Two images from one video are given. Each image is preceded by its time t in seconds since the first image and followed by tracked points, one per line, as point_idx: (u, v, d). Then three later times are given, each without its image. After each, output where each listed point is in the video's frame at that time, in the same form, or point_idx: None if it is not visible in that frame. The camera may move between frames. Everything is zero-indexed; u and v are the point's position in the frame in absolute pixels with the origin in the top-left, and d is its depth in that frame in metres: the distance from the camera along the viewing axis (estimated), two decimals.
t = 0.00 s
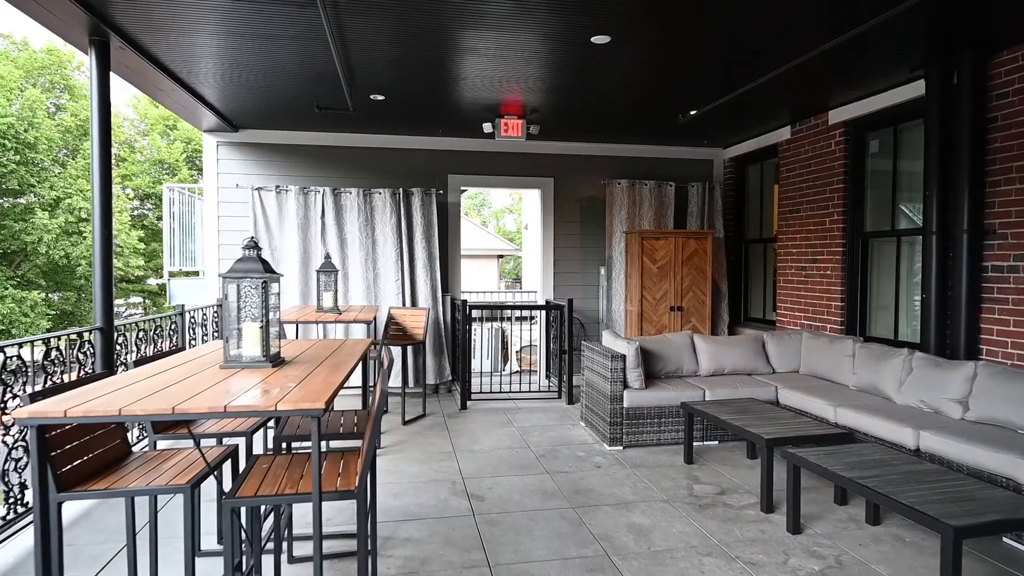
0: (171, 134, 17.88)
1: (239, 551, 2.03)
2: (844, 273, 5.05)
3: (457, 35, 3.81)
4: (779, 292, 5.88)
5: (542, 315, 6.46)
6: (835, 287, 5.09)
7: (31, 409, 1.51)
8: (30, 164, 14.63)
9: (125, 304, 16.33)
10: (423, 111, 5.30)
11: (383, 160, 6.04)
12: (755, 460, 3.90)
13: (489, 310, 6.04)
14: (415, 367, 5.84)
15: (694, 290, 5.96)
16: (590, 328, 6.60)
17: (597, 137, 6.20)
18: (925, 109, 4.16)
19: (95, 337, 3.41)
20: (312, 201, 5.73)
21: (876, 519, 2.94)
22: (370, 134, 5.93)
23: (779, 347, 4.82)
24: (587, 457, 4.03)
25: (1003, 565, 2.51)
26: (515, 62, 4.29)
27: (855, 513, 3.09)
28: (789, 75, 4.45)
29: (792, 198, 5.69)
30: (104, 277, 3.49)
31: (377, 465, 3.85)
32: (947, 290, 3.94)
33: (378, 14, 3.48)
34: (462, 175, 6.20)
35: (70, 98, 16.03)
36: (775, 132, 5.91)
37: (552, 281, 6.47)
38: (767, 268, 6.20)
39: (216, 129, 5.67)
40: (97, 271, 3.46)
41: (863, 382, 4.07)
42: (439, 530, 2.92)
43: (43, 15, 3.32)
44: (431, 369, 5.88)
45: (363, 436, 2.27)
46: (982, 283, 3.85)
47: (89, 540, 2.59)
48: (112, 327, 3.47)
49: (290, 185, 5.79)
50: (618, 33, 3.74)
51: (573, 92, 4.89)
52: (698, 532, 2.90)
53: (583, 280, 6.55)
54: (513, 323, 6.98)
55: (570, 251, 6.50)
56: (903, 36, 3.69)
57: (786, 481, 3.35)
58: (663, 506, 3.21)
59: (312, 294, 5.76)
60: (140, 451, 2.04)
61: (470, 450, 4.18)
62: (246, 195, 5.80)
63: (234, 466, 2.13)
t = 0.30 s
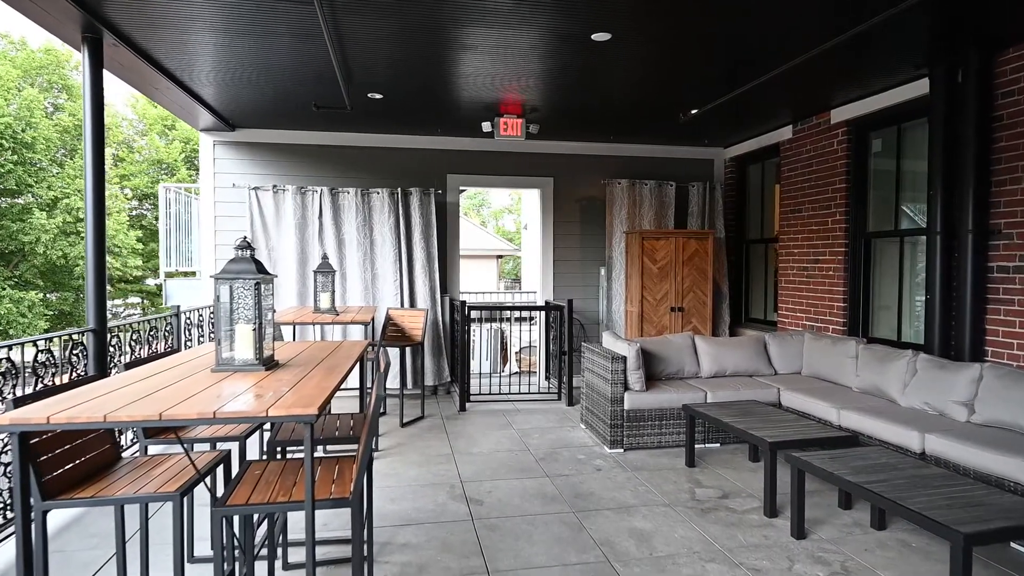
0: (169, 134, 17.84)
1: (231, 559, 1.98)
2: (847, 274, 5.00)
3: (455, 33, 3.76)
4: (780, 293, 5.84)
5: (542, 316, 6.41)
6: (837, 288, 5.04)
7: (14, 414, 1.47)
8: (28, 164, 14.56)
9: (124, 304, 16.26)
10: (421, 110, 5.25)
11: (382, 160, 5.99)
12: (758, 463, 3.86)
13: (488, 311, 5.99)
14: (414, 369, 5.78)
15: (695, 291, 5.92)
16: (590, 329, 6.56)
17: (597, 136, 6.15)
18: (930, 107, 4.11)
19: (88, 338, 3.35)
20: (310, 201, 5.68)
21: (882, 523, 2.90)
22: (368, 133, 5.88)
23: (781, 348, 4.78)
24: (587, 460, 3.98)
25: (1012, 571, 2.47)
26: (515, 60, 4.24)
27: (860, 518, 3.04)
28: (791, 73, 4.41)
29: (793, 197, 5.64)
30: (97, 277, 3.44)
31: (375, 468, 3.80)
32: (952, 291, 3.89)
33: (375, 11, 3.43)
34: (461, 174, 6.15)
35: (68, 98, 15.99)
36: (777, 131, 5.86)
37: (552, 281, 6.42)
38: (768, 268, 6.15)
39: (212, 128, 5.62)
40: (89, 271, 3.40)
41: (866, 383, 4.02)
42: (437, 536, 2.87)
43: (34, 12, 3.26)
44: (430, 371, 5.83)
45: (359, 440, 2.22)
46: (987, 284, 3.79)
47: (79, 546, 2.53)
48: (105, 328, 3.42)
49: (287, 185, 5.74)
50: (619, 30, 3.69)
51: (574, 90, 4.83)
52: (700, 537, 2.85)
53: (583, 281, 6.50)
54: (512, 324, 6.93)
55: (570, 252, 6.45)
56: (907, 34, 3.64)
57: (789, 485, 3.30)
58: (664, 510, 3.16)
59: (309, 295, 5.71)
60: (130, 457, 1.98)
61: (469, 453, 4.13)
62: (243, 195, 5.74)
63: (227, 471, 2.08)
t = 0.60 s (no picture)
0: (167, 134, 17.79)
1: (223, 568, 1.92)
2: (849, 273, 4.95)
3: (454, 29, 3.70)
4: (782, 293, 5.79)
5: (542, 316, 6.36)
6: (840, 288, 4.99)
7: None
8: (25, 163, 14.48)
9: (122, 304, 16.19)
10: (419, 108, 5.19)
11: (380, 159, 5.93)
12: (761, 465, 3.81)
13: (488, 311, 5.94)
14: (412, 370, 5.73)
15: (696, 291, 5.87)
16: (590, 330, 6.51)
17: (597, 135, 6.10)
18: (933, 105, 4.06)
19: (80, 340, 3.30)
20: (307, 201, 5.63)
21: (887, 528, 2.85)
22: (366, 132, 5.83)
23: (783, 349, 4.73)
24: (588, 463, 3.94)
25: None
26: (514, 57, 4.18)
27: (866, 522, 2.99)
28: (793, 71, 4.36)
29: (795, 197, 5.59)
30: (90, 278, 3.38)
31: (372, 471, 3.74)
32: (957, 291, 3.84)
33: (373, 7, 3.37)
34: (460, 174, 6.10)
35: (66, 97, 15.92)
36: (778, 129, 5.82)
37: (552, 281, 6.37)
38: (770, 268, 6.10)
39: (208, 127, 5.56)
40: (82, 271, 3.34)
41: (870, 385, 3.98)
42: (435, 541, 2.82)
43: (25, 8, 3.19)
44: (429, 372, 5.78)
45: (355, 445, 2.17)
46: (993, 285, 3.75)
47: (70, 552, 2.47)
48: (98, 329, 3.37)
49: (284, 184, 5.69)
50: (620, 27, 3.63)
51: (574, 88, 4.78)
52: (703, 542, 2.80)
53: (583, 281, 6.45)
54: (512, 324, 6.88)
55: (570, 252, 6.40)
56: (911, 31, 3.59)
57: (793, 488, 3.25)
58: (666, 515, 3.11)
59: (307, 295, 5.65)
60: (118, 463, 1.93)
61: (468, 456, 4.08)
62: (240, 194, 5.69)
63: (218, 476, 2.02)
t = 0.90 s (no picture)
0: (165, 134, 17.74)
1: None
2: (851, 274, 4.91)
3: (451, 26, 3.64)
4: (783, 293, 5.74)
5: (541, 316, 6.31)
6: (842, 288, 4.95)
7: None
8: (22, 162, 14.40)
9: (120, 304, 16.12)
10: (417, 106, 5.14)
11: (377, 158, 5.88)
12: (763, 468, 3.76)
13: (486, 312, 5.89)
14: (410, 371, 5.67)
15: (696, 291, 5.82)
16: (589, 330, 6.46)
17: (597, 134, 6.05)
18: (937, 104, 4.01)
19: (72, 341, 3.25)
20: (304, 200, 5.57)
21: (892, 533, 2.80)
22: (363, 131, 5.78)
23: (784, 350, 4.68)
24: (587, 465, 3.88)
25: None
26: (513, 55, 4.13)
27: (870, 526, 2.94)
28: (796, 70, 4.31)
29: (796, 196, 5.55)
30: (81, 278, 3.33)
31: (369, 474, 3.69)
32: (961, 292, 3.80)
33: (369, 3, 3.31)
34: (458, 173, 6.05)
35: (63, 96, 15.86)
36: (779, 128, 5.77)
37: (551, 281, 6.32)
38: (770, 268, 6.06)
39: (204, 126, 5.50)
40: (73, 272, 3.29)
41: (873, 386, 3.93)
42: (432, 546, 2.76)
43: (15, 3, 3.13)
44: (427, 372, 5.72)
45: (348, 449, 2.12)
46: (998, 285, 3.70)
47: (59, 559, 2.42)
48: (89, 331, 3.31)
49: (281, 183, 5.63)
50: (621, 23, 3.57)
51: (574, 86, 4.72)
52: (705, 547, 2.75)
53: (583, 281, 6.40)
54: (510, 324, 6.82)
55: (569, 252, 6.35)
56: (916, 29, 3.54)
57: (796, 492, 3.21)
58: (667, 519, 3.06)
59: (303, 295, 5.59)
60: (106, 469, 1.87)
61: (466, 458, 4.03)
62: (235, 193, 5.63)
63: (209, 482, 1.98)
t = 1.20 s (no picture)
0: (163, 134, 17.68)
1: None
2: (853, 274, 4.85)
3: (450, 22, 3.58)
4: (784, 293, 5.69)
5: (540, 316, 6.25)
6: (844, 288, 4.90)
7: None
8: (19, 162, 14.31)
9: (118, 304, 16.05)
10: (415, 104, 5.08)
11: (375, 157, 5.82)
12: (765, 470, 3.71)
13: (485, 312, 5.83)
14: (408, 372, 5.62)
15: (697, 291, 5.77)
16: (589, 330, 6.40)
17: (596, 132, 6.00)
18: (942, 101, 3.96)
19: (62, 343, 3.19)
20: (301, 199, 5.52)
21: (898, 537, 2.75)
22: (361, 129, 5.72)
23: (786, 351, 4.63)
24: (587, 468, 3.83)
25: None
26: (512, 52, 4.08)
27: (875, 531, 2.89)
28: (798, 67, 4.26)
29: (798, 195, 5.50)
30: (72, 279, 3.27)
31: (365, 477, 3.63)
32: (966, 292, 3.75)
33: None
34: (456, 172, 5.99)
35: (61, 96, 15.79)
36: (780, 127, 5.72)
37: (550, 281, 6.26)
38: (771, 268, 6.01)
39: (200, 124, 5.45)
40: (64, 272, 3.23)
41: (876, 388, 3.88)
42: (429, 552, 2.71)
43: None
44: (425, 374, 5.67)
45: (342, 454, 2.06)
46: (1004, 285, 3.65)
47: (47, 566, 2.36)
48: (81, 331, 3.26)
49: (277, 182, 5.57)
50: (621, 19, 3.51)
51: (574, 84, 4.67)
52: (708, 553, 2.70)
53: (582, 281, 6.35)
54: (509, 325, 6.77)
55: (569, 252, 6.30)
56: (920, 25, 3.49)
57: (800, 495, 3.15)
58: (669, 523, 3.01)
59: (300, 296, 5.53)
60: (92, 476, 1.81)
61: (464, 460, 3.98)
62: (231, 192, 5.57)
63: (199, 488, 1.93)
